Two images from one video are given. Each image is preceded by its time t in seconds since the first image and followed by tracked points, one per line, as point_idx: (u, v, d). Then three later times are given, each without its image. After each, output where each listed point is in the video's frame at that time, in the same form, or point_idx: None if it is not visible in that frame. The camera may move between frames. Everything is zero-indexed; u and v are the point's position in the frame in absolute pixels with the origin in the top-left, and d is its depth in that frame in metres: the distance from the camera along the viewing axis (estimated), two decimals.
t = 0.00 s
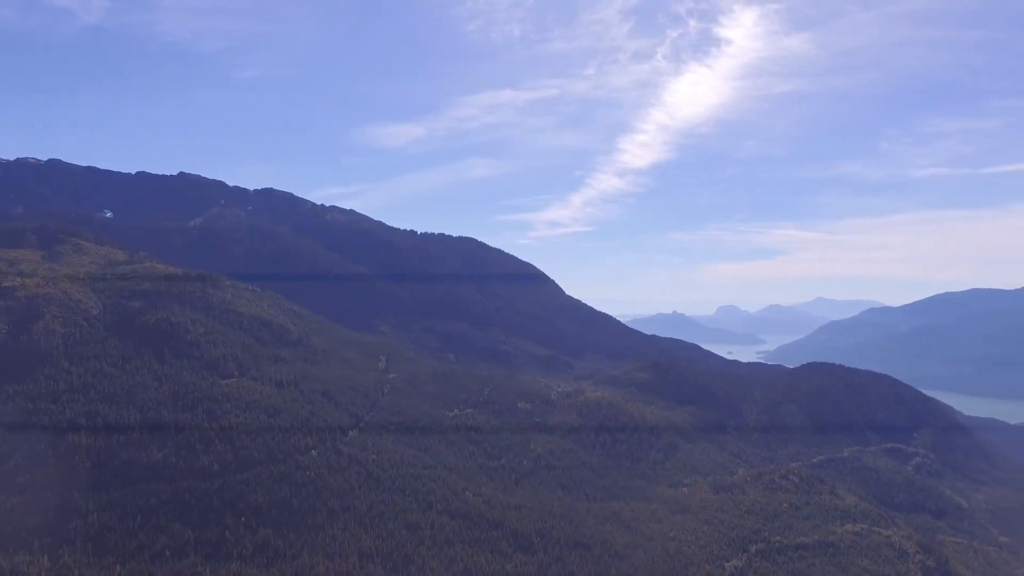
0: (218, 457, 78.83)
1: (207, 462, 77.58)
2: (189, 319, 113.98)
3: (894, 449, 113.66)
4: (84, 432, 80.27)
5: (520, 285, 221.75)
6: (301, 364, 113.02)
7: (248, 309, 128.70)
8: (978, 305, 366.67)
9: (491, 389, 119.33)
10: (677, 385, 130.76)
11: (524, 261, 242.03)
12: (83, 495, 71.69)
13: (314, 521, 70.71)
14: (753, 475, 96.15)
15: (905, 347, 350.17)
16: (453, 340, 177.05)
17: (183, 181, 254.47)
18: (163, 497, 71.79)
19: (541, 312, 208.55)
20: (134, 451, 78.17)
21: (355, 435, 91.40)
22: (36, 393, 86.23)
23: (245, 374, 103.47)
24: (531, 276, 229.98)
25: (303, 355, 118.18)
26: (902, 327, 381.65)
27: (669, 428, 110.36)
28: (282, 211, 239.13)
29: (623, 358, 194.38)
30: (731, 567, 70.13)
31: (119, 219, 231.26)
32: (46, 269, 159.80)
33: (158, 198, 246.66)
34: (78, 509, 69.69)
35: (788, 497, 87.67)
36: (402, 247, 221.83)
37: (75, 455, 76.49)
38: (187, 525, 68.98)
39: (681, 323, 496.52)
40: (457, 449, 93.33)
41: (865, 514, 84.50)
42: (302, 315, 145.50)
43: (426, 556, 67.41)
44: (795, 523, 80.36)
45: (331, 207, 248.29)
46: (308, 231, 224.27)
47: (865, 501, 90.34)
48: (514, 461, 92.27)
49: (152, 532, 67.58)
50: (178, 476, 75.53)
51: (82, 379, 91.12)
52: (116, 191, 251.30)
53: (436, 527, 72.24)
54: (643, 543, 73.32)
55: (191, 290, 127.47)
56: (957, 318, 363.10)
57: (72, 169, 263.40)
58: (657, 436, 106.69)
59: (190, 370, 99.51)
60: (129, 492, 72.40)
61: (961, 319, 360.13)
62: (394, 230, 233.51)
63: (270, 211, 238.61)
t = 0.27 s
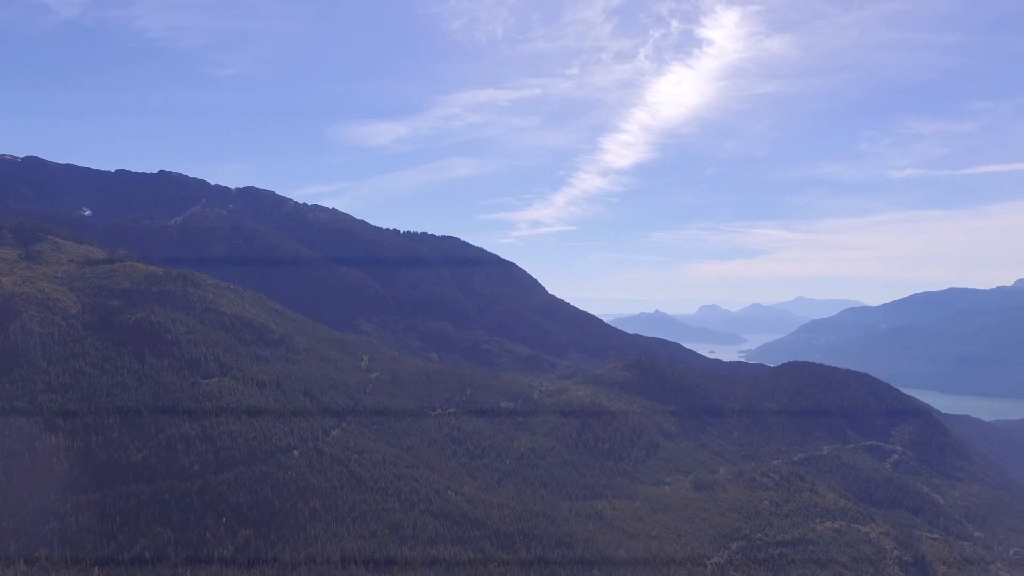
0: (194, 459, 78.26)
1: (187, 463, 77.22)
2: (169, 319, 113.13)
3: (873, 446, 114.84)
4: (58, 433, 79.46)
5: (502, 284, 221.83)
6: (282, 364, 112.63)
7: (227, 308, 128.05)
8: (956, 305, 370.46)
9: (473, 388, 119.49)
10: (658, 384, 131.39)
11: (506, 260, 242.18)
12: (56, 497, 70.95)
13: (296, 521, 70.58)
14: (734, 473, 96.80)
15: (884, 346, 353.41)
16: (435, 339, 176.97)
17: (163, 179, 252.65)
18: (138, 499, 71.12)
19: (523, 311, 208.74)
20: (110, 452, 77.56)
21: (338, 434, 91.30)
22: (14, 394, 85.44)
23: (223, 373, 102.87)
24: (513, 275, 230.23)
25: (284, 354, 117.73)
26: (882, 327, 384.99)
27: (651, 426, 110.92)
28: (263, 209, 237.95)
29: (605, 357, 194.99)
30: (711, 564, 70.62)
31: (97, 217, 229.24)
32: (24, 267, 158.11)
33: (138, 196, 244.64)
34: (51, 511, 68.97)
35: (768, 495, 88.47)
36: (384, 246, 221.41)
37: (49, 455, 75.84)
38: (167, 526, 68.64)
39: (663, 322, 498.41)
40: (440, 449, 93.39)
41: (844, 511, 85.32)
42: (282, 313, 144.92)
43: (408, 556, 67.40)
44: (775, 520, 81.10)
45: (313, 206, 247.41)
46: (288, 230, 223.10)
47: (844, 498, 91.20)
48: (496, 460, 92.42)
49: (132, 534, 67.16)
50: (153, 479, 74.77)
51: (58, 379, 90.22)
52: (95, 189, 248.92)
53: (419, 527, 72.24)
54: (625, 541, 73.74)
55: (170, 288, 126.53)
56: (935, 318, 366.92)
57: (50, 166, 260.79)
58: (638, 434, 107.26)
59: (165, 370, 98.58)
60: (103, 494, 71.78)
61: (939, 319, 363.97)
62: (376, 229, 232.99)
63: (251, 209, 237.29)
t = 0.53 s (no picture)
0: (169, 459, 77.61)
1: (162, 464, 76.46)
2: (143, 318, 111.98)
3: (846, 444, 116.05)
4: (31, 434, 78.48)
5: (480, 283, 221.62)
6: (258, 363, 111.90)
7: (202, 307, 126.93)
8: (929, 304, 374.95)
9: (451, 387, 119.39)
10: (636, 383, 131.88)
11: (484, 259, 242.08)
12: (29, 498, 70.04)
13: (272, 522, 70.11)
14: (709, 471, 97.40)
15: (858, 345, 357.21)
16: (412, 338, 176.60)
17: (137, 177, 249.87)
18: (111, 501, 70.39)
19: (501, 310, 208.75)
20: (83, 454, 76.69)
21: (315, 434, 90.82)
22: None
23: (199, 373, 102.03)
24: (491, 274, 230.27)
25: (260, 353, 116.94)
26: (857, 326, 388.90)
27: (628, 425, 111.38)
28: (238, 208, 236.10)
29: (583, 356, 195.45)
30: (687, 561, 71.00)
31: (69, 215, 226.33)
32: None
33: (112, 194, 241.81)
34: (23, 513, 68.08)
35: (743, 492, 89.17)
36: (361, 245, 220.50)
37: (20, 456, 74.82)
38: (141, 528, 67.92)
39: (641, 322, 500.38)
40: (417, 449, 93.18)
41: (818, 508, 86.18)
42: (257, 312, 143.92)
43: (385, 557, 67.14)
44: (750, 517, 81.77)
45: (291, 205, 245.88)
46: (264, 228, 221.50)
47: (819, 495, 92.08)
48: (474, 460, 92.32)
49: (104, 537, 66.41)
50: (128, 480, 74.04)
51: (30, 380, 89.03)
52: (67, 187, 245.70)
53: (397, 527, 72.01)
54: (602, 539, 74.00)
55: (144, 287, 125.18)
56: (907, 317, 371.36)
57: (21, 164, 257.02)
58: (615, 433, 107.68)
59: (140, 370, 97.59)
60: (76, 496, 70.96)
61: (912, 318, 368.44)
62: (354, 228, 231.98)
63: (226, 208, 235.35)
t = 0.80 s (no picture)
0: (139, 461, 76.79)
1: (129, 466, 75.59)
2: (110, 318, 110.51)
3: (813, 442, 117.51)
4: None
5: (452, 283, 221.38)
6: (228, 363, 110.93)
7: (170, 307, 125.51)
8: (894, 303, 380.85)
9: (422, 386, 119.17)
10: (607, 382, 132.48)
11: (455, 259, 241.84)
12: None
13: (242, 524, 69.55)
14: (680, 470, 98.16)
15: (825, 343, 361.84)
16: (383, 337, 176.00)
17: (103, 174, 246.34)
18: (78, 504, 69.47)
19: (472, 310, 208.66)
20: (49, 456, 75.60)
21: (285, 435, 90.23)
22: None
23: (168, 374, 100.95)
24: (462, 273, 230.08)
25: (229, 353, 115.91)
26: (824, 324, 393.87)
27: (599, 424, 111.91)
28: (207, 206, 233.70)
29: (554, 355, 195.96)
30: (658, 559, 71.48)
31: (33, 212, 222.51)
32: None
33: (77, 191, 238.20)
34: None
35: (712, 490, 90.01)
36: (332, 243, 219.24)
37: None
38: (107, 531, 67.02)
39: (612, 321, 502.70)
40: (389, 448, 92.90)
41: (785, 505, 87.25)
42: (226, 311, 142.60)
43: (356, 557, 66.87)
44: (719, 515, 82.57)
45: (260, 203, 243.73)
46: (233, 226, 219.41)
47: (786, 492, 93.25)
48: (445, 460, 92.26)
49: (70, 540, 65.48)
50: (95, 482, 73.07)
51: None
52: (32, 183, 241.61)
53: (368, 527, 71.74)
54: (574, 538, 74.35)
55: (111, 286, 123.51)
56: (874, 317, 376.81)
57: None
58: (586, 432, 108.15)
59: (107, 370, 96.38)
60: (42, 499, 69.93)
61: (878, 318, 373.88)
62: (324, 227, 230.51)
63: (195, 206, 232.86)
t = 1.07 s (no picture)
0: (106, 464, 75.81)
1: (97, 469, 74.68)
2: (78, 318, 108.97)
3: (784, 439, 118.80)
4: None
5: (425, 281, 221.03)
6: (198, 363, 109.85)
7: (139, 306, 124.00)
8: (862, 301, 386.15)
9: (396, 386, 118.85)
10: (580, 381, 133.09)
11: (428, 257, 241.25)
12: None
13: (214, 526, 69.03)
14: (652, 467, 98.90)
15: (795, 342, 365.79)
16: (356, 336, 175.26)
17: (71, 171, 242.83)
18: (45, 507, 68.51)
19: (446, 309, 208.41)
20: (14, 458, 74.46)
21: (257, 435, 89.57)
22: None
23: (136, 374, 99.72)
24: (436, 273, 229.70)
25: (200, 353, 114.78)
26: (794, 323, 398.29)
27: (572, 423, 112.43)
28: (177, 204, 231.19)
29: (528, 354, 196.28)
30: (631, 557, 71.95)
31: None
32: None
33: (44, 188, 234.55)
34: None
35: (685, 488, 90.74)
36: (305, 242, 217.82)
37: None
38: (75, 535, 66.19)
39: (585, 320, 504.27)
40: (362, 448, 92.55)
41: (756, 501, 88.27)
42: (198, 310, 141.24)
43: (330, 558, 66.56)
44: (691, 512, 83.27)
45: (231, 201, 241.50)
46: (204, 224, 217.17)
47: (757, 489, 94.21)
48: (419, 459, 92.16)
49: (36, 544, 64.56)
50: (62, 485, 72.09)
51: None
52: None
53: (341, 528, 71.43)
54: (548, 537, 74.58)
55: (78, 285, 121.76)
56: (843, 315, 381.49)
57: None
58: (560, 431, 108.49)
59: (74, 371, 95.00)
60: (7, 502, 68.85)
61: (847, 317, 378.59)
62: (296, 225, 228.97)
63: (165, 204, 230.21)
